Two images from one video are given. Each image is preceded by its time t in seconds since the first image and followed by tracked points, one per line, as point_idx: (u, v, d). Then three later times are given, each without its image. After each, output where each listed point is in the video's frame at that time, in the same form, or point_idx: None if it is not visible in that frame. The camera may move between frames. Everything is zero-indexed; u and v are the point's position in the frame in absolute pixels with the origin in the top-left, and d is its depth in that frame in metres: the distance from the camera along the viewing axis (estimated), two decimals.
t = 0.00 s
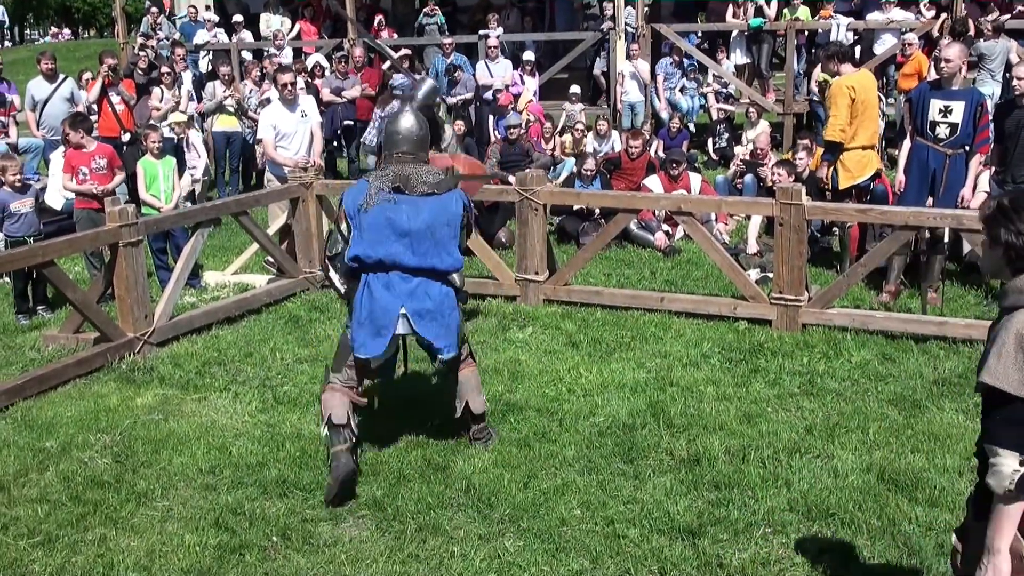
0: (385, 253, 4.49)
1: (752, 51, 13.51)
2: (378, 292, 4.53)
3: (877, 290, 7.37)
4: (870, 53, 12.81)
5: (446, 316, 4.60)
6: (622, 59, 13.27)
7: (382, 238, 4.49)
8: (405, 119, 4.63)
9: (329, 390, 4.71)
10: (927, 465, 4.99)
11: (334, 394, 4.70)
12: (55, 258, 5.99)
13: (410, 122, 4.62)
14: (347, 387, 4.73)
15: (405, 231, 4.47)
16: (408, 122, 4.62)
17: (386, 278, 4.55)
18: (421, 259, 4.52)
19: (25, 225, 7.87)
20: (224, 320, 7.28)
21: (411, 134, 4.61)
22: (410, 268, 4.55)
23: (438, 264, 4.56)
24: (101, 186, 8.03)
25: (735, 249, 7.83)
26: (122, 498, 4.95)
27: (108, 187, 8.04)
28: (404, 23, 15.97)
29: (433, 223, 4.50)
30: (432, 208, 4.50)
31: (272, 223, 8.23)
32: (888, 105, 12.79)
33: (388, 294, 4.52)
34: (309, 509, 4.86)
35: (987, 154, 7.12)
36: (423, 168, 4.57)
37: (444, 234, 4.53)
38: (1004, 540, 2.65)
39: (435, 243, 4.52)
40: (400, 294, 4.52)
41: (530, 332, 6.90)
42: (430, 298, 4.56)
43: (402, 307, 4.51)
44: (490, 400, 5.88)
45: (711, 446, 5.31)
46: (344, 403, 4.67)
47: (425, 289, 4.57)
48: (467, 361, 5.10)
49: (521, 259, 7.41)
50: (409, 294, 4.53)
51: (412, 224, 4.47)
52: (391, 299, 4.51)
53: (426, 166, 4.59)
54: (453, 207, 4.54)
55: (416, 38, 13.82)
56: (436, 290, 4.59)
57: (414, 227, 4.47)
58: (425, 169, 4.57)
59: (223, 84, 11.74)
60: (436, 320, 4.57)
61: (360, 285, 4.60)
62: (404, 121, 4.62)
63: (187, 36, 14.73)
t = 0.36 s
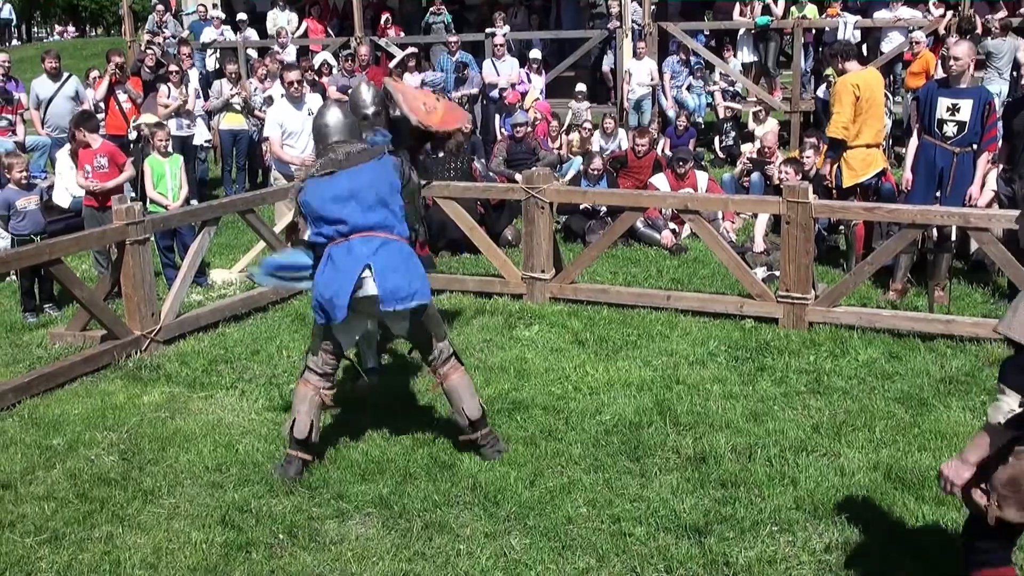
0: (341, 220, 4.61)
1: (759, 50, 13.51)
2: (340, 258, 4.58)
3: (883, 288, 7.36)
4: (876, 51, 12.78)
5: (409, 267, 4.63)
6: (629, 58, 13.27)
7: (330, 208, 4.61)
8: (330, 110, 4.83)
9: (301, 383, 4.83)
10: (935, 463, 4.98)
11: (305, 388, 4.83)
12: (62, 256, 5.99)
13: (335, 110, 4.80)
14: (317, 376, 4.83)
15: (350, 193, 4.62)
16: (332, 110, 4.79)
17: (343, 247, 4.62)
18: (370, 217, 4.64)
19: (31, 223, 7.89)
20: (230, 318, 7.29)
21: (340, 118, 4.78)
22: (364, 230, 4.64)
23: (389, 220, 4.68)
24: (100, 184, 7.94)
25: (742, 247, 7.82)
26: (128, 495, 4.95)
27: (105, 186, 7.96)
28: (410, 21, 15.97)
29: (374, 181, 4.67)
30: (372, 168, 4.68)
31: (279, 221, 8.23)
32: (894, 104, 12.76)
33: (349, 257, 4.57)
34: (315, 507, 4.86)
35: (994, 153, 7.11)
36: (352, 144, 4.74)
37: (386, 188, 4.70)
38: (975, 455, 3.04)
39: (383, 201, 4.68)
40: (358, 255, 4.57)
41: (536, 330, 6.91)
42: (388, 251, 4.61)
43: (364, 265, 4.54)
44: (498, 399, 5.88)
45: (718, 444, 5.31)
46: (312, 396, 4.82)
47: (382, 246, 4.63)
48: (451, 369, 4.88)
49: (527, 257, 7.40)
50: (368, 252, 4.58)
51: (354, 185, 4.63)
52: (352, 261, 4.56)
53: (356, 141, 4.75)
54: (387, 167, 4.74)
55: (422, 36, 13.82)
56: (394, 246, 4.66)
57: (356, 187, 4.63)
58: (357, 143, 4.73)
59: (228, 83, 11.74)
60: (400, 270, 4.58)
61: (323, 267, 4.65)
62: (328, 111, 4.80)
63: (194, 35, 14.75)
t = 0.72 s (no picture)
0: (329, 228, 4.57)
1: (760, 48, 13.49)
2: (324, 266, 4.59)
3: (884, 287, 7.35)
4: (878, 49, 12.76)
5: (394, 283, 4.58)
6: (631, 56, 13.26)
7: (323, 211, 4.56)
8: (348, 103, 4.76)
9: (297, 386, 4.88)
10: (935, 462, 4.98)
11: (301, 391, 4.87)
12: (63, 254, 5.99)
13: (350, 106, 4.73)
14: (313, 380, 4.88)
15: (346, 201, 4.54)
16: (347, 107, 4.73)
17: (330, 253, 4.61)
18: (362, 228, 4.59)
19: (32, 221, 7.90)
20: (231, 316, 7.29)
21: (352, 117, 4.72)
22: (353, 240, 4.61)
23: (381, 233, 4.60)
24: (94, 182, 7.88)
25: (743, 246, 7.81)
26: (129, 494, 4.96)
27: (99, 185, 7.88)
28: (411, 19, 15.95)
29: (371, 193, 4.57)
30: (373, 176, 4.57)
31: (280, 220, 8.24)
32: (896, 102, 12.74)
33: (334, 267, 4.57)
34: (316, 506, 4.87)
35: (995, 152, 7.09)
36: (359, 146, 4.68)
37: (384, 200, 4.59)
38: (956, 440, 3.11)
39: (377, 212, 4.58)
40: (342, 266, 4.55)
41: (537, 329, 6.90)
42: (373, 267, 4.57)
43: (344, 278, 4.52)
44: (498, 398, 5.88)
45: (718, 444, 5.30)
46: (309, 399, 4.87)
47: (369, 259, 4.60)
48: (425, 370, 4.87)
49: (527, 256, 7.40)
50: (352, 265, 4.56)
51: (351, 193, 4.55)
52: (335, 273, 4.56)
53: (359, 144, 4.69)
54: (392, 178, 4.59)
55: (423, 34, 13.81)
56: (380, 259, 4.62)
57: (350, 198, 4.55)
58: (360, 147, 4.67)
59: (230, 80, 11.73)
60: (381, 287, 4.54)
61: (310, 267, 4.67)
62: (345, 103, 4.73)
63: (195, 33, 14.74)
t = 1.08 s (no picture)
0: (343, 252, 4.87)
1: (761, 47, 13.50)
2: (333, 287, 4.87)
3: (885, 287, 7.35)
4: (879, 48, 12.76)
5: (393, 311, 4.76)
6: (631, 54, 13.26)
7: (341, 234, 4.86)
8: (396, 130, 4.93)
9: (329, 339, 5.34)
10: (935, 462, 4.98)
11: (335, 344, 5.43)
12: (63, 253, 5.99)
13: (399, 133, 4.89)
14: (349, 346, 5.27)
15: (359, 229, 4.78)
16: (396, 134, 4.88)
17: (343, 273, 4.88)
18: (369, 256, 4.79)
19: (34, 220, 7.91)
20: (232, 316, 7.30)
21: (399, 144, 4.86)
22: (360, 264, 4.85)
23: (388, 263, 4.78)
24: (95, 182, 7.92)
25: (744, 245, 7.81)
26: (129, 493, 4.96)
27: (99, 184, 7.90)
28: (411, 18, 15.94)
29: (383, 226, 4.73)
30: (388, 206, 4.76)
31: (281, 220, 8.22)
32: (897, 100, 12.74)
33: (340, 288, 4.83)
34: (317, 505, 4.87)
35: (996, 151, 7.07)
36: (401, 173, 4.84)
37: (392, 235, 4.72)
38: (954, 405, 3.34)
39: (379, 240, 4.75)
40: (346, 288, 4.81)
41: (537, 328, 6.90)
42: (374, 293, 4.77)
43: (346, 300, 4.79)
44: (498, 397, 5.88)
45: (718, 443, 5.31)
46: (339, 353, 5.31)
47: (373, 284, 4.81)
48: (468, 356, 5.02)
49: (528, 256, 7.40)
50: (355, 288, 4.80)
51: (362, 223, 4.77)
52: (340, 293, 4.81)
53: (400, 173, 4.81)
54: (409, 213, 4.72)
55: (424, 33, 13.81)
56: (383, 287, 4.80)
57: (361, 228, 4.77)
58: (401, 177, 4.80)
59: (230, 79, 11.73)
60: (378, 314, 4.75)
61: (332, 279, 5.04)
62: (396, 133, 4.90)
63: (195, 31, 14.74)
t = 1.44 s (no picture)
0: (395, 223, 5.01)
1: (770, 47, 13.48)
2: (382, 257, 4.97)
3: (894, 287, 7.33)
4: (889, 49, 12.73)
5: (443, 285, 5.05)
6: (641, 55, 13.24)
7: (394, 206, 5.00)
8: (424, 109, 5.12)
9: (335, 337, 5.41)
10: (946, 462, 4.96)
11: (339, 344, 5.39)
12: (73, 251, 6.01)
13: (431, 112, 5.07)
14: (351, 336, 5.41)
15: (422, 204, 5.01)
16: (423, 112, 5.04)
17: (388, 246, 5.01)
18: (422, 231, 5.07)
19: (44, 219, 7.94)
20: (241, 314, 7.31)
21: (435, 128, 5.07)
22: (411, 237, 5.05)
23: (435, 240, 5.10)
24: (109, 180, 7.94)
25: (753, 245, 7.79)
26: (138, 491, 4.96)
27: (114, 182, 7.91)
28: (420, 18, 15.96)
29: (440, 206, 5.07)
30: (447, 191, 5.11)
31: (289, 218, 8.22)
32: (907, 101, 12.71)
33: (393, 258, 4.97)
34: (325, 504, 4.87)
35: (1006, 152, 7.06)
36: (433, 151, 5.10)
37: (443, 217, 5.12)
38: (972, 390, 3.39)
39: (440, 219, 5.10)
40: (401, 260, 4.96)
41: (546, 328, 6.90)
42: (428, 266, 5.02)
43: (404, 270, 4.94)
44: (507, 396, 5.88)
45: (727, 443, 5.30)
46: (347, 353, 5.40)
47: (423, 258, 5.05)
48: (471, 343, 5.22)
49: (536, 255, 7.39)
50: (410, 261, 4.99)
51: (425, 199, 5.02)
52: (396, 263, 4.95)
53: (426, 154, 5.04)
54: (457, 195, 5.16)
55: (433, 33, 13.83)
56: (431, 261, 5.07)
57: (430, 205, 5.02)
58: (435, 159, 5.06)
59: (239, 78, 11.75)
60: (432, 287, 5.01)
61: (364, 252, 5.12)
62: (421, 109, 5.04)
63: (205, 31, 14.77)
